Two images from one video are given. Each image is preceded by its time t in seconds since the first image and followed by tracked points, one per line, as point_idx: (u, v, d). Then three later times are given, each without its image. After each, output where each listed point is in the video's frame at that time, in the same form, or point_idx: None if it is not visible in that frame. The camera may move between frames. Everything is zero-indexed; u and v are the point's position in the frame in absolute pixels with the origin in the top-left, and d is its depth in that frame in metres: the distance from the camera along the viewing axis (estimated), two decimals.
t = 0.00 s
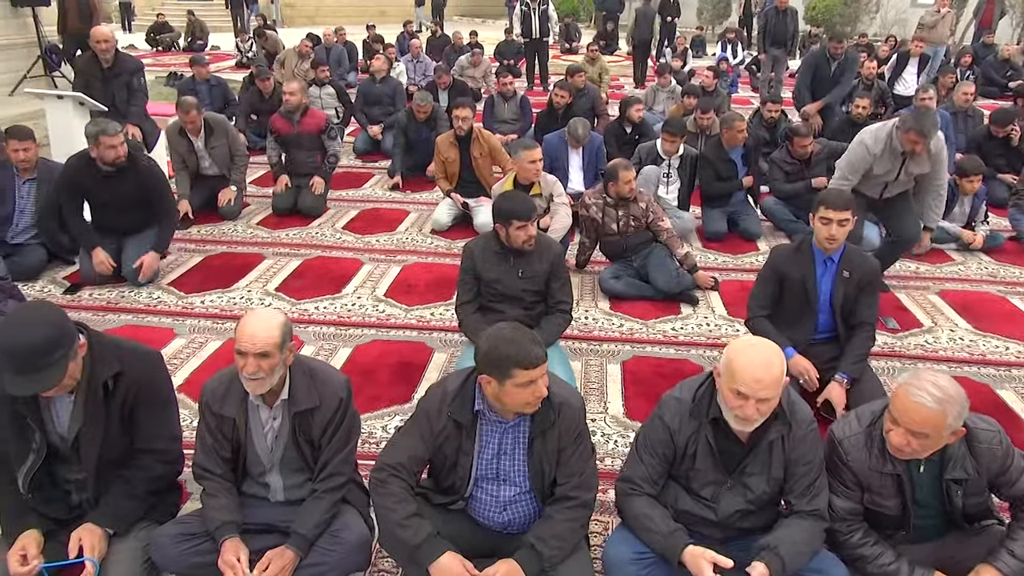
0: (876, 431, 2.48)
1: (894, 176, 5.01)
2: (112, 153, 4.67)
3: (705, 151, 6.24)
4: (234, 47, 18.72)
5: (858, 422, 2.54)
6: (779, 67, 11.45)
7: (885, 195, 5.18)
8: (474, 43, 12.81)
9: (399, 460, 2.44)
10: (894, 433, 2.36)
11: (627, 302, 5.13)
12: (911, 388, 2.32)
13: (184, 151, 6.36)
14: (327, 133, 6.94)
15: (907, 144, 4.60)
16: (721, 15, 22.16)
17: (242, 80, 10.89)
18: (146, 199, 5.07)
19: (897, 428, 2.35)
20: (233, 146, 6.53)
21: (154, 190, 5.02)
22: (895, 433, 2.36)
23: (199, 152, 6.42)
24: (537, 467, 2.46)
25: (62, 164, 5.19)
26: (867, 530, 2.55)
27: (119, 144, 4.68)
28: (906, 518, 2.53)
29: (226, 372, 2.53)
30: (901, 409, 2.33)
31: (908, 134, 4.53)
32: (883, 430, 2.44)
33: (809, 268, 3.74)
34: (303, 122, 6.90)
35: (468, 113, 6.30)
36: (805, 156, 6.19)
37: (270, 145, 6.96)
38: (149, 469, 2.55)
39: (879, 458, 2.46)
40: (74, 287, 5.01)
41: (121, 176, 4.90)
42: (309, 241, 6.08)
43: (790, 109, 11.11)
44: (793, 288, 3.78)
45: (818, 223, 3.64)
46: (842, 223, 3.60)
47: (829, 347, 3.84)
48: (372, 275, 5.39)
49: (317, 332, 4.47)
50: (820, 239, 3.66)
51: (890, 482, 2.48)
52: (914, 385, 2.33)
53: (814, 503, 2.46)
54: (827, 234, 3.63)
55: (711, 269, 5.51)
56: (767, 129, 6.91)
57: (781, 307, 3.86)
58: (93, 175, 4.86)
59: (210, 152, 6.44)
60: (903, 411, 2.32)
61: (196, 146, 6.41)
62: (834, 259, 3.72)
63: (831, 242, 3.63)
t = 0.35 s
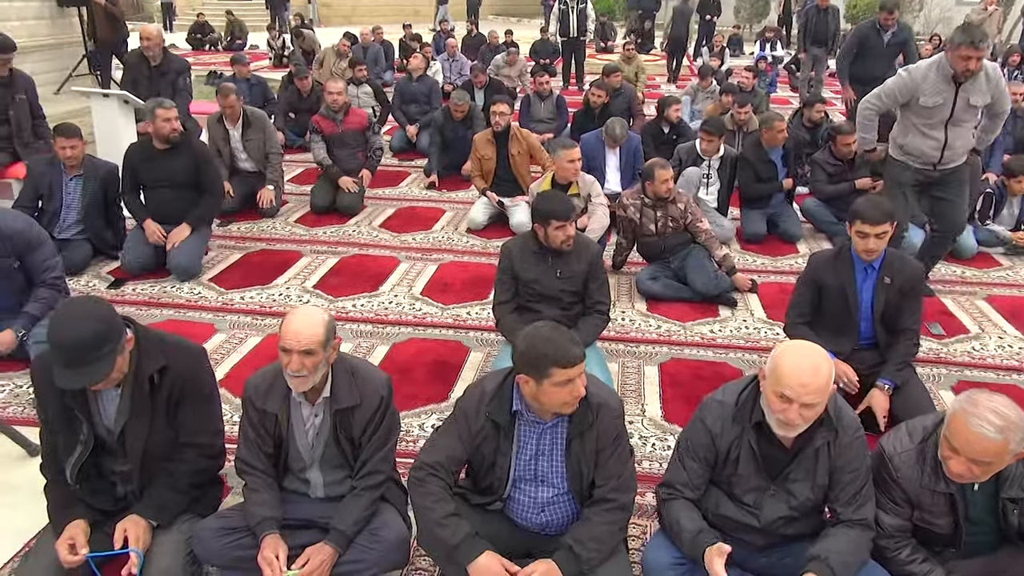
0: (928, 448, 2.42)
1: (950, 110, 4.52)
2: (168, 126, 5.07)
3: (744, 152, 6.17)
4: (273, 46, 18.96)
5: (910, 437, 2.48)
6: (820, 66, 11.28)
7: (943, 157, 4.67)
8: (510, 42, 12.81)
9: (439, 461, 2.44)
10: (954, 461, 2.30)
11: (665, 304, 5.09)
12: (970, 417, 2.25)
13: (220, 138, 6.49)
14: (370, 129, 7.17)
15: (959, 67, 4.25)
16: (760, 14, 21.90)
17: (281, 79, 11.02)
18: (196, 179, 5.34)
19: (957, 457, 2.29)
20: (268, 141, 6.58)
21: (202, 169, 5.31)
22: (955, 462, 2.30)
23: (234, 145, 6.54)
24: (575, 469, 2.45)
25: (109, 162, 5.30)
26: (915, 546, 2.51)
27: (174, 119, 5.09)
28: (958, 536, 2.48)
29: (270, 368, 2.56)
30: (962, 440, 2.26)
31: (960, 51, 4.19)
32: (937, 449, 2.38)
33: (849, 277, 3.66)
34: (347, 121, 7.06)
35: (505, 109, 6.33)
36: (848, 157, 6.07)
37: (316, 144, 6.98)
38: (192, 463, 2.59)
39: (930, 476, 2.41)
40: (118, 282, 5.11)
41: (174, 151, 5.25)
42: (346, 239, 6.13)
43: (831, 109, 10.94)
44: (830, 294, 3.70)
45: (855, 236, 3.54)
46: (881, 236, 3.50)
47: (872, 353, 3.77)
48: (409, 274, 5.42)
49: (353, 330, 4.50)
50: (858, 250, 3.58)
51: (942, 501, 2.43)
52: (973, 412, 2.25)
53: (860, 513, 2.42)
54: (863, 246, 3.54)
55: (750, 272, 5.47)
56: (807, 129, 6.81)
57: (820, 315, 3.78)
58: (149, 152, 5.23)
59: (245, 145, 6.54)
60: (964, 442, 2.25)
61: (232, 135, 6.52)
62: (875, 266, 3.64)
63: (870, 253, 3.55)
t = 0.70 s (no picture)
0: (971, 459, 2.37)
1: (985, 91, 4.38)
2: (209, 127, 5.21)
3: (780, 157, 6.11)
4: (305, 51, 19.18)
5: (952, 447, 2.44)
6: (856, 70, 11.13)
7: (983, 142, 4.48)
8: (541, 47, 12.83)
9: (475, 466, 2.44)
10: (1011, 485, 2.22)
11: (698, 310, 5.04)
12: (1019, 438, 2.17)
13: (256, 137, 6.62)
14: (403, 136, 7.22)
15: (990, 46, 4.16)
16: (794, 18, 21.68)
17: (314, 85, 11.14)
18: (231, 182, 5.43)
19: (1014, 480, 2.21)
20: (300, 137, 6.73)
21: (238, 172, 5.40)
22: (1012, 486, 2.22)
23: (269, 144, 6.69)
24: (612, 476, 2.44)
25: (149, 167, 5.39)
26: (959, 561, 2.44)
27: (215, 120, 5.23)
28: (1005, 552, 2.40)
29: (306, 371, 2.58)
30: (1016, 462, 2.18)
31: (990, 31, 4.10)
32: (981, 460, 2.33)
33: (892, 285, 3.58)
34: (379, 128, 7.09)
35: (539, 114, 6.37)
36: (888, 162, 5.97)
37: (349, 151, 7.03)
38: (230, 466, 2.62)
39: (974, 488, 2.36)
40: (156, 285, 5.19)
41: (213, 154, 5.37)
42: (379, 243, 6.16)
43: (866, 114, 10.78)
44: (872, 302, 3.63)
45: (897, 246, 3.46)
46: (923, 246, 3.41)
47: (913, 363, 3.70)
48: (441, 278, 5.44)
49: (387, 334, 4.53)
50: (901, 260, 3.50)
51: (987, 514, 2.36)
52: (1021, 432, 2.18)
53: (903, 525, 2.38)
54: (907, 257, 3.46)
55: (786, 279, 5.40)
56: (843, 134, 6.72)
57: (861, 321, 3.72)
58: (189, 154, 5.37)
59: (278, 141, 6.68)
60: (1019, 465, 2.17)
61: (267, 132, 6.67)
62: (920, 274, 3.56)
63: (913, 263, 3.47)
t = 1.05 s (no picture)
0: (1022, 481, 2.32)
1: None
2: (239, 137, 5.29)
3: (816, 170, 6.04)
4: (340, 63, 19.44)
5: (1001, 468, 2.39)
6: (895, 82, 10.97)
7: None
8: (574, 59, 12.85)
9: (512, 477, 2.43)
10: None
11: (733, 323, 4.98)
12: None
13: (301, 145, 6.76)
14: (435, 147, 7.25)
15: None
16: (830, 29, 21.46)
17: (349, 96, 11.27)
18: (263, 192, 5.49)
19: None
20: (345, 150, 6.76)
21: (269, 181, 5.44)
22: None
23: (313, 152, 6.80)
24: (650, 489, 2.42)
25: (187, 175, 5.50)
26: None
27: (246, 130, 5.29)
28: None
29: (343, 380, 2.59)
30: None
31: None
32: None
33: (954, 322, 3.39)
34: (413, 139, 7.13)
35: (573, 130, 6.23)
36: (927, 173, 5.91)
37: (382, 161, 7.09)
38: (267, 472, 2.65)
39: None
40: (194, 292, 5.26)
41: (245, 163, 5.44)
42: (412, 253, 6.19)
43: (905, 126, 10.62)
44: (927, 339, 3.48)
45: (967, 293, 3.23)
46: (996, 296, 3.19)
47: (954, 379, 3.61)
48: (474, 288, 5.45)
49: (420, 343, 4.55)
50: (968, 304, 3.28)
51: None
52: None
53: (949, 546, 2.33)
54: (975, 304, 3.25)
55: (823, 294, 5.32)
56: (881, 145, 6.63)
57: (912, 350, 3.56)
58: (223, 164, 5.44)
59: (323, 150, 6.77)
60: None
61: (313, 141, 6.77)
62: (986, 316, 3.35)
63: (980, 310, 3.26)
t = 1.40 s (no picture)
0: None
1: None
2: (265, 143, 5.35)
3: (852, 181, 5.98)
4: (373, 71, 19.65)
5: None
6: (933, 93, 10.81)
7: None
8: (606, 68, 12.85)
9: (545, 486, 2.42)
10: None
11: (767, 335, 4.93)
12: None
13: (340, 151, 6.85)
14: (467, 155, 7.26)
15: None
16: (866, 39, 21.22)
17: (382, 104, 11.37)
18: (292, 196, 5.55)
19: None
20: (385, 158, 6.84)
21: (299, 185, 5.51)
22: None
23: (352, 159, 6.89)
24: (684, 500, 2.40)
25: (222, 180, 5.60)
26: None
27: (270, 135, 5.36)
28: None
29: (378, 387, 2.61)
30: None
31: None
32: None
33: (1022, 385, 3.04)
34: (445, 147, 7.14)
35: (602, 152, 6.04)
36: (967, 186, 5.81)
37: (413, 169, 7.13)
38: (301, 475, 2.67)
39: None
40: (229, 296, 5.33)
41: (274, 169, 5.50)
42: (444, 260, 6.22)
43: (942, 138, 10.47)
44: (992, 394, 3.14)
45: None
46: None
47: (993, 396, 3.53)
48: (505, 296, 5.46)
49: (451, 350, 4.56)
50: None
51: None
52: None
53: (992, 569, 2.28)
54: None
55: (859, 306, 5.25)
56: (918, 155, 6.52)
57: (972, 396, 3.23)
58: (252, 171, 5.50)
59: (362, 158, 6.85)
60: None
61: (353, 147, 6.88)
62: None
63: None
